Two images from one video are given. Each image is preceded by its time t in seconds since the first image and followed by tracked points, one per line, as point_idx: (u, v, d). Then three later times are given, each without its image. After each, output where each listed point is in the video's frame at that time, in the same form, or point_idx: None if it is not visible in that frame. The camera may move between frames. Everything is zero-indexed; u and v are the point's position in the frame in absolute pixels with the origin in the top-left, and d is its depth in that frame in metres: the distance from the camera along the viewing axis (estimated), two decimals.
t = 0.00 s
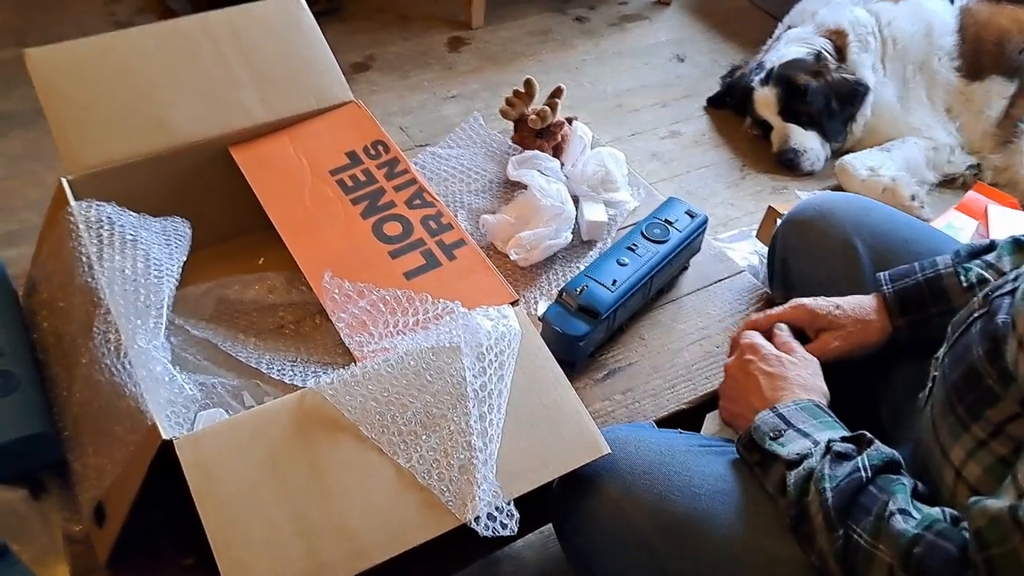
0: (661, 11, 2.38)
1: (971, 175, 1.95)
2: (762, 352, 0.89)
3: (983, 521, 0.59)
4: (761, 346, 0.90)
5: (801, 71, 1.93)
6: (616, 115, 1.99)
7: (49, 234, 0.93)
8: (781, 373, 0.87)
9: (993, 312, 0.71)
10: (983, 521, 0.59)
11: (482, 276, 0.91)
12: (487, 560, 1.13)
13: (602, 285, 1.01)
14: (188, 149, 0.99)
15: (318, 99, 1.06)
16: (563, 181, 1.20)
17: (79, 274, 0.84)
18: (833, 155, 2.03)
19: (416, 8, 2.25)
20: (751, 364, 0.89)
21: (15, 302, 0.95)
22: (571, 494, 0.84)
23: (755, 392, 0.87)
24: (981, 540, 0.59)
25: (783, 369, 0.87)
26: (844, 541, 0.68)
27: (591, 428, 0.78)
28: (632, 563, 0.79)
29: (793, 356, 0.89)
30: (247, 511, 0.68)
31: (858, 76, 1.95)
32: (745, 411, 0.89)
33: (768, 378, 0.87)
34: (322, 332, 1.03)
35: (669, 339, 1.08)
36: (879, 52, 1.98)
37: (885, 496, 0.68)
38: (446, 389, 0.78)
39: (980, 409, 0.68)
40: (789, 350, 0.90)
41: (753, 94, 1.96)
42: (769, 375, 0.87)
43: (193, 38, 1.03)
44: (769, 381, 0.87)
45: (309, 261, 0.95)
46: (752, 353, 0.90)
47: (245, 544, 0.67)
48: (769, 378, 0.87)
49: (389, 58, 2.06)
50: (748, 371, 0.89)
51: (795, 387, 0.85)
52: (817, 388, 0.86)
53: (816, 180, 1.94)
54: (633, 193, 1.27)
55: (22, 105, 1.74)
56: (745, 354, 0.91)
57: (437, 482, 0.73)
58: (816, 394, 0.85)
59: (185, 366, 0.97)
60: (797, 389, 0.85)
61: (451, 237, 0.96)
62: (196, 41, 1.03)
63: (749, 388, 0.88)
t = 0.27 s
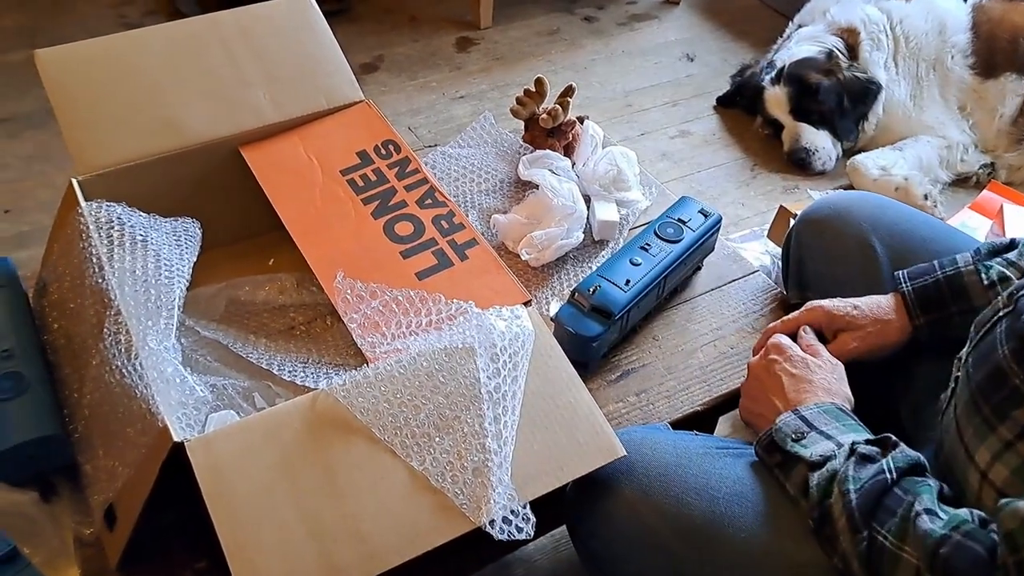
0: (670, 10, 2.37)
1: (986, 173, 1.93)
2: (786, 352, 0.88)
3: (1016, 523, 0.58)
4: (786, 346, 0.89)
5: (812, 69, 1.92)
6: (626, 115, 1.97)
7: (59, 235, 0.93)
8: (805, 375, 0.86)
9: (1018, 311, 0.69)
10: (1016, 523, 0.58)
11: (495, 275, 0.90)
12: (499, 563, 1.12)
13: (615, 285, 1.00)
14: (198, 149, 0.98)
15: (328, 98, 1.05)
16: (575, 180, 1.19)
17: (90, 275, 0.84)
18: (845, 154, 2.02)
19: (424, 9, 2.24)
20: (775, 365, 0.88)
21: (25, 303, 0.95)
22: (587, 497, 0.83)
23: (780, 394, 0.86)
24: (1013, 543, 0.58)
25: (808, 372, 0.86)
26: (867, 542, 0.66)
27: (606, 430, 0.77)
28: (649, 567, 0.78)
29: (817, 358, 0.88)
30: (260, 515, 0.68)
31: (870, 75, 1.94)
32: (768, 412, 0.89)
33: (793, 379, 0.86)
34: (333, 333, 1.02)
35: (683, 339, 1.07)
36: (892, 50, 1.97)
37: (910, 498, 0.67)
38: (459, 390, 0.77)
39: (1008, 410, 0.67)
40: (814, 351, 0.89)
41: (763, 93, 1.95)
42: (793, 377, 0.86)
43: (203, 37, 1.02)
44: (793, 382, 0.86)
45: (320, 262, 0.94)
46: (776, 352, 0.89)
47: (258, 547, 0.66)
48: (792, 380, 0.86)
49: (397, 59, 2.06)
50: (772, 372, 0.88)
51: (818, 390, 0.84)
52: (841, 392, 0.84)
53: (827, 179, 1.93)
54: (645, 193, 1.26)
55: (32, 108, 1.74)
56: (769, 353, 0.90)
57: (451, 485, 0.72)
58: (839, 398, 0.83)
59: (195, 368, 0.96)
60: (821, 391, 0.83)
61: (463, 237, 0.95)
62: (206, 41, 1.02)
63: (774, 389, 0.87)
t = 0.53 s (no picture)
0: (681, 7, 2.36)
1: (1003, 168, 1.91)
2: (811, 343, 0.87)
3: None
4: (810, 336, 0.87)
5: (826, 64, 1.90)
6: (638, 111, 1.96)
7: (70, 228, 0.92)
8: (831, 368, 0.84)
9: None
10: None
11: (512, 267, 0.89)
12: (514, 560, 1.11)
13: (633, 277, 0.99)
14: (211, 141, 0.97)
15: (341, 90, 1.04)
16: (589, 173, 1.17)
17: (102, 267, 0.83)
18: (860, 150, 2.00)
19: (434, 6, 2.23)
20: (800, 355, 0.87)
21: (37, 297, 0.94)
22: (607, 491, 0.82)
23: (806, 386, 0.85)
24: None
25: (834, 364, 0.84)
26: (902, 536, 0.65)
27: (628, 423, 0.75)
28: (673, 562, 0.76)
29: (843, 350, 0.86)
30: (276, 508, 0.66)
31: (884, 69, 1.92)
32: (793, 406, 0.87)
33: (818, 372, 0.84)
34: (348, 326, 1.01)
35: (702, 333, 1.05)
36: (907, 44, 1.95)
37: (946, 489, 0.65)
38: (477, 382, 0.75)
39: None
40: (840, 343, 0.87)
41: (777, 89, 1.94)
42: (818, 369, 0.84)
43: (216, 29, 1.01)
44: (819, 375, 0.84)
45: (334, 254, 0.93)
46: (800, 343, 0.88)
47: (275, 541, 0.65)
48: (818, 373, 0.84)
49: (408, 56, 2.05)
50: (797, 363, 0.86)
51: (845, 382, 0.82)
52: (868, 384, 0.82)
53: (842, 175, 1.91)
54: (660, 185, 1.25)
55: (42, 106, 1.74)
56: (793, 342, 0.88)
57: (470, 478, 0.70)
58: (866, 391, 0.81)
59: (209, 361, 0.95)
60: (847, 384, 0.81)
61: (479, 228, 0.94)
62: (218, 33, 1.01)
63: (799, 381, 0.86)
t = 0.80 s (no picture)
0: (693, 7, 2.34)
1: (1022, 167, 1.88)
2: (832, 340, 0.83)
3: None
4: (832, 331, 0.83)
5: (842, 63, 1.87)
6: (651, 111, 1.94)
7: (82, 225, 0.90)
8: (856, 366, 0.80)
9: None
10: None
11: (530, 264, 0.87)
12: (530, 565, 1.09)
13: (652, 275, 0.97)
14: (225, 137, 0.96)
15: (356, 86, 1.03)
16: (606, 171, 1.16)
17: (114, 264, 0.81)
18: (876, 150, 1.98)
19: (445, 7, 2.22)
20: (822, 353, 0.83)
21: (48, 296, 0.92)
22: (630, 493, 0.80)
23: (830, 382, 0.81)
24: None
25: (859, 361, 0.80)
26: (939, 540, 0.63)
27: (651, 423, 0.73)
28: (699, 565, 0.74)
29: (867, 344, 0.82)
30: (293, 510, 0.64)
31: (901, 68, 1.89)
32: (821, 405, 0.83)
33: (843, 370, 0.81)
34: (363, 325, 1.00)
35: (722, 333, 1.03)
36: (923, 43, 1.92)
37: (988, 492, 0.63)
38: (497, 381, 0.73)
39: None
40: (864, 335, 0.83)
41: (791, 88, 1.92)
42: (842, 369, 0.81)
43: (229, 25, 1.00)
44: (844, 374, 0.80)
45: (349, 252, 0.91)
46: (820, 339, 0.84)
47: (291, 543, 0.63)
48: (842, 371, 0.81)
49: (419, 57, 2.03)
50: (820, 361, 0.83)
51: (872, 379, 0.78)
52: (896, 381, 0.79)
53: (858, 175, 1.89)
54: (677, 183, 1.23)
55: (53, 108, 1.73)
56: (813, 339, 0.84)
57: (490, 479, 0.69)
58: (894, 389, 0.78)
59: (222, 361, 0.94)
60: (876, 382, 0.78)
61: (496, 225, 0.92)
62: (232, 28, 1.00)
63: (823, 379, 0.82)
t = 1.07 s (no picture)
0: (698, 15, 2.34)
1: None
2: (823, 359, 0.83)
3: None
4: (820, 351, 0.84)
5: (849, 70, 1.86)
6: (657, 119, 1.94)
7: (87, 239, 0.90)
8: (850, 380, 0.80)
9: None
10: None
11: (536, 278, 0.86)
12: None
13: (659, 288, 0.96)
14: (230, 150, 0.96)
15: (361, 98, 1.02)
16: (612, 181, 1.15)
17: (119, 278, 0.81)
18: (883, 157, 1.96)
19: (450, 16, 2.22)
20: (812, 372, 0.83)
21: (53, 310, 0.92)
22: (637, 510, 0.79)
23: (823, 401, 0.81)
24: None
25: (852, 376, 0.80)
26: (947, 560, 0.63)
27: (659, 440, 0.73)
28: None
29: (856, 359, 0.82)
30: (297, 529, 0.64)
31: (909, 75, 1.88)
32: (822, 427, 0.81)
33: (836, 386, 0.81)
34: (367, 339, 0.99)
35: (730, 346, 1.03)
36: (931, 50, 1.91)
37: (995, 511, 0.62)
38: (503, 397, 0.73)
39: None
40: (852, 352, 0.84)
41: (798, 96, 1.91)
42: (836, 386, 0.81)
43: (235, 38, 1.00)
44: (840, 390, 0.80)
45: (355, 266, 0.91)
46: (810, 360, 0.84)
47: (295, 562, 0.63)
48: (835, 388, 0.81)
49: (424, 66, 2.03)
50: (812, 380, 0.83)
51: (869, 391, 0.79)
52: (891, 390, 0.79)
53: (865, 183, 1.88)
54: (684, 194, 1.23)
55: (59, 118, 1.74)
56: (802, 362, 0.84)
57: (496, 497, 0.68)
58: (892, 398, 0.78)
59: (227, 376, 0.93)
60: (873, 394, 0.78)
61: (501, 238, 0.91)
62: (237, 41, 1.00)
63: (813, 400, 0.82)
